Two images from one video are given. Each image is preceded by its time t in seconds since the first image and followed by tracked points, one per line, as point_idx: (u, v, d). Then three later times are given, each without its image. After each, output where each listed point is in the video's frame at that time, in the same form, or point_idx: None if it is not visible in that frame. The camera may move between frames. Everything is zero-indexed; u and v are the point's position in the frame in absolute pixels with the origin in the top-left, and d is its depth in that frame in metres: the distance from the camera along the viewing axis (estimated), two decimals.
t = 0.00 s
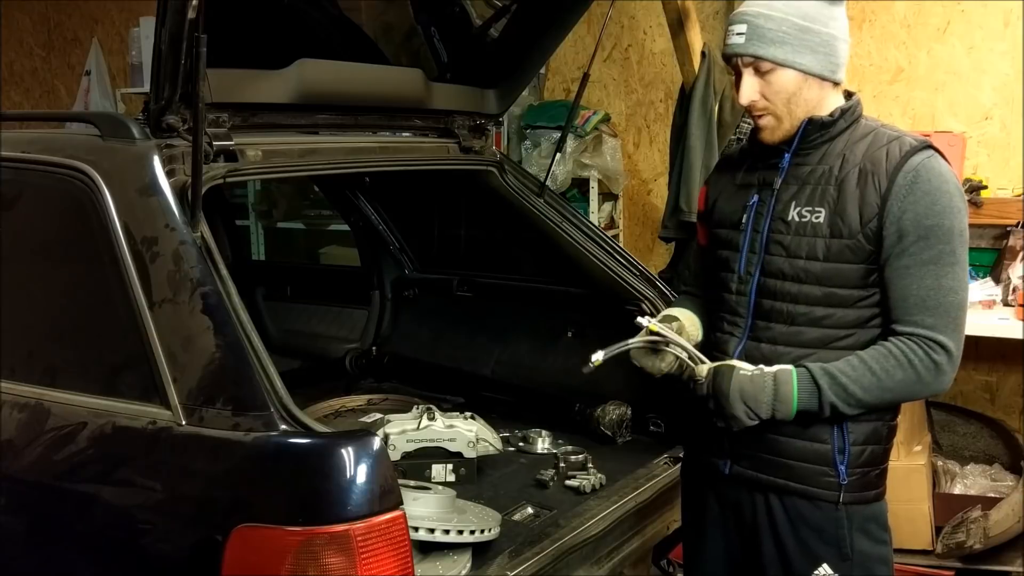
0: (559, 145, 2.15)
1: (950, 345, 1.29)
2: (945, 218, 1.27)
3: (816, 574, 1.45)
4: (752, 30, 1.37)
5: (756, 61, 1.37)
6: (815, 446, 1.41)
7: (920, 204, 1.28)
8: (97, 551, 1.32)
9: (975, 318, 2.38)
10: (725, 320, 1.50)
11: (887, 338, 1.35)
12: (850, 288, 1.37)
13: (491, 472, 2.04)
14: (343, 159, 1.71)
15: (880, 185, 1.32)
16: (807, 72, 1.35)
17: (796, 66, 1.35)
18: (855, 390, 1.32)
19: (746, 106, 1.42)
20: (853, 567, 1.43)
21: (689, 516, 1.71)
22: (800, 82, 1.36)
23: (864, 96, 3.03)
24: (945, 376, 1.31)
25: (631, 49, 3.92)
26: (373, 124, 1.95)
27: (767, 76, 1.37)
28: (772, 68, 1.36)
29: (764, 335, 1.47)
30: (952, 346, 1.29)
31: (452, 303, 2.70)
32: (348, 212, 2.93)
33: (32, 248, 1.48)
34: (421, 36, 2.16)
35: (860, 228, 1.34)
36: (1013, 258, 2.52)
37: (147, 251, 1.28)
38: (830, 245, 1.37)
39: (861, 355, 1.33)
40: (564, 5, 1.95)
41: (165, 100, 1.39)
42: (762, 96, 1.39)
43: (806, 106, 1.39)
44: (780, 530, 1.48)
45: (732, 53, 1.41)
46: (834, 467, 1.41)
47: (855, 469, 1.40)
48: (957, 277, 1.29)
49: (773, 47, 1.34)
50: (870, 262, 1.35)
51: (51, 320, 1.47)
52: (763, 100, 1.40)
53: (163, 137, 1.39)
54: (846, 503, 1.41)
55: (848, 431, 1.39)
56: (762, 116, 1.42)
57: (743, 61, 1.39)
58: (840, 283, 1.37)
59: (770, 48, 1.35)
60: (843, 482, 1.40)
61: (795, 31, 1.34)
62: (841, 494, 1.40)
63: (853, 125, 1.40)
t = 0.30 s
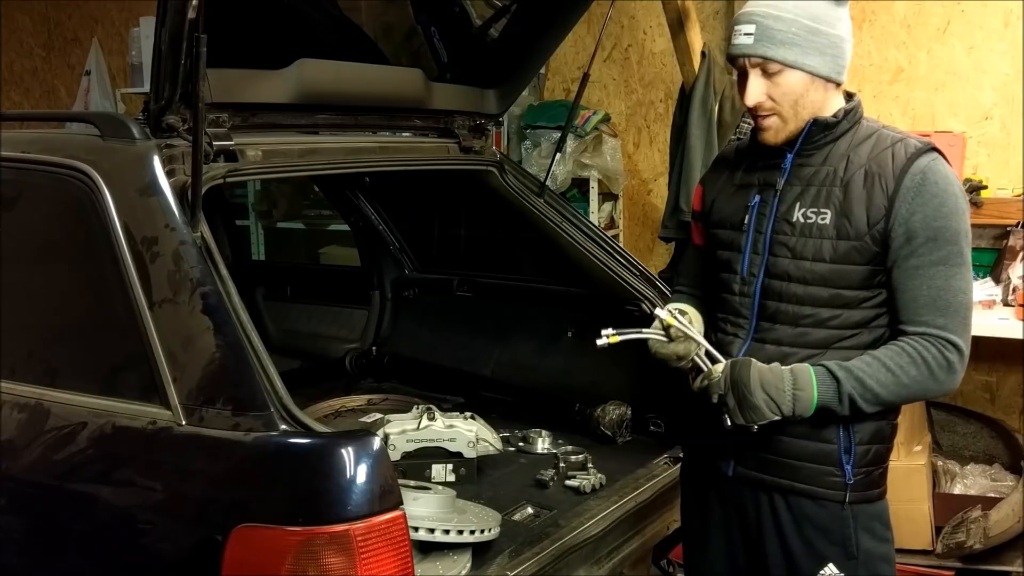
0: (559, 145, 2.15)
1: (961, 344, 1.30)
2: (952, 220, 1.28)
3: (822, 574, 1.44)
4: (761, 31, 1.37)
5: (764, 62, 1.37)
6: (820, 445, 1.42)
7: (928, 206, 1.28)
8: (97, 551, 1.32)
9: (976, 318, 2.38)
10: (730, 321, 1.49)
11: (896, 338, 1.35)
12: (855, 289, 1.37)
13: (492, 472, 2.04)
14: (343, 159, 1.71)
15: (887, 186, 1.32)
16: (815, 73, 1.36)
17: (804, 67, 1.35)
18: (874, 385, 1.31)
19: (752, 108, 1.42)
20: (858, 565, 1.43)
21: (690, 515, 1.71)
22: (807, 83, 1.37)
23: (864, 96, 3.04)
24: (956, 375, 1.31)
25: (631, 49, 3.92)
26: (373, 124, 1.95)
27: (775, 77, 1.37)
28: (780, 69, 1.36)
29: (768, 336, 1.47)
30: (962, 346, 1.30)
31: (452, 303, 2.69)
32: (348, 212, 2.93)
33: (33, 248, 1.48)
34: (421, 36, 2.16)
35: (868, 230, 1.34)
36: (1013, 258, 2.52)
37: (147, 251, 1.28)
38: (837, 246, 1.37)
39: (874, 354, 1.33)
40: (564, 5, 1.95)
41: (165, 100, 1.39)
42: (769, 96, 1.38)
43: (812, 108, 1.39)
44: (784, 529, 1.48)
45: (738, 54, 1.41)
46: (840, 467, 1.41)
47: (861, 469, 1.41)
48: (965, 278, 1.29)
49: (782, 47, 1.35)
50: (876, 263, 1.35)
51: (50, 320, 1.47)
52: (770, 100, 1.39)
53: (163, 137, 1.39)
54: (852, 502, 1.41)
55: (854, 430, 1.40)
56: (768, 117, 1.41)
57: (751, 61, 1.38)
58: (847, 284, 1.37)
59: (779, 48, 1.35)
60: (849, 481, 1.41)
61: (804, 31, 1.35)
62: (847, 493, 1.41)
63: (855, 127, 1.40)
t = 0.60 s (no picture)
0: (559, 145, 2.15)
1: (964, 347, 1.30)
2: (955, 223, 1.28)
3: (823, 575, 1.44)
4: (768, 29, 1.37)
5: (769, 61, 1.37)
6: (821, 447, 1.42)
7: (932, 208, 1.28)
8: (97, 551, 1.32)
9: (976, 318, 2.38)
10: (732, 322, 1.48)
11: (899, 341, 1.35)
12: (858, 291, 1.37)
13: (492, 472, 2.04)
14: (343, 159, 1.71)
15: (889, 188, 1.32)
16: (820, 73, 1.36)
17: (810, 67, 1.35)
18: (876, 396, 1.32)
19: (756, 107, 1.41)
20: (859, 566, 1.43)
21: (690, 515, 1.71)
22: (811, 83, 1.37)
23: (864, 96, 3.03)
24: (959, 378, 1.32)
25: (631, 49, 3.92)
26: (373, 124, 1.95)
27: (781, 77, 1.37)
28: (786, 68, 1.36)
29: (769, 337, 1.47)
30: (966, 349, 1.30)
31: (452, 303, 2.69)
32: (348, 211, 2.93)
33: (33, 248, 1.48)
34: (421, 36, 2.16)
35: (870, 232, 1.34)
36: (1013, 258, 2.52)
37: (147, 251, 1.28)
38: (839, 247, 1.36)
39: (879, 360, 1.33)
40: (564, 5, 1.95)
41: (165, 100, 1.39)
42: (774, 97, 1.38)
43: (816, 109, 1.39)
44: (785, 529, 1.48)
45: (744, 52, 1.41)
46: (841, 468, 1.41)
47: (861, 470, 1.41)
48: (968, 280, 1.29)
49: (789, 47, 1.35)
50: (878, 265, 1.35)
51: (50, 320, 1.47)
52: (774, 100, 1.39)
53: (163, 137, 1.39)
54: (853, 503, 1.41)
55: (855, 431, 1.40)
56: (771, 117, 1.41)
57: (756, 60, 1.38)
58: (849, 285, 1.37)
59: (786, 48, 1.35)
60: (850, 482, 1.40)
61: (810, 31, 1.35)
62: (848, 494, 1.41)
63: (857, 128, 1.40)
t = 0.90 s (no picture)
0: (559, 145, 2.15)
1: (958, 348, 1.30)
2: (952, 223, 1.28)
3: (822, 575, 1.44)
4: (783, 28, 1.35)
5: (783, 60, 1.36)
6: (820, 448, 1.42)
7: (929, 207, 1.28)
8: (96, 551, 1.32)
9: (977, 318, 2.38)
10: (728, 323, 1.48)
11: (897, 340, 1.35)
12: (856, 291, 1.37)
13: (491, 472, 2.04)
14: (343, 159, 1.71)
15: (887, 188, 1.32)
16: (832, 73, 1.36)
17: (823, 67, 1.35)
18: (862, 397, 1.31)
19: (765, 106, 1.39)
20: (859, 567, 1.43)
21: (691, 515, 1.71)
22: (823, 83, 1.36)
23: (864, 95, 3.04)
24: (954, 380, 1.32)
25: (631, 49, 3.92)
26: (372, 124, 1.95)
27: (793, 76, 1.36)
28: (799, 68, 1.35)
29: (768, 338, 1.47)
30: (960, 349, 1.30)
31: (452, 303, 2.70)
32: (348, 211, 2.93)
33: (33, 248, 1.48)
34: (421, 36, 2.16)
35: (867, 232, 1.34)
36: (1013, 258, 2.52)
37: (147, 251, 1.28)
38: (838, 248, 1.36)
39: (872, 360, 1.32)
40: (564, 6, 1.95)
41: (165, 100, 1.39)
42: (785, 96, 1.37)
43: (823, 109, 1.39)
44: (785, 530, 1.48)
45: (755, 50, 1.39)
46: (840, 469, 1.41)
47: (860, 471, 1.41)
48: (964, 282, 1.29)
49: (804, 45, 1.34)
50: (877, 266, 1.35)
51: (51, 320, 1.47)
52: (785, 100, 1.37)
53: (163, 137, 1.39)
54: (852, 504, 1.41)
55: (852, 432, 1.40)
56: (780, 116, 1.39)
57: (769, 58, 1.37)
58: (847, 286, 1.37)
59: (801, 46, 1.34)
60: (849, 483, 1.40)
61: (825, 31, 1.35)
62: (847, 495, 1.41)
63: (857, 128, 1.40)
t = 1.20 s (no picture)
0: (559, 145, 2.15)
1: (952, 350, 1.30)
2: (950, 224, 1.28)
3: None
4: (800, 27, 1.33)
5: (799, 60, 1.34)
6: (820, 448, 1.42)
7: (928, 208, 1.28)
8: (96, 551, 1.32)
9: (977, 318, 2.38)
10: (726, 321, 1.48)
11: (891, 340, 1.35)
12: (854, 292, 1.37)
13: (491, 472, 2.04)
14: (343, 159, 1.71)
15: (887, 188, 1.32)
16: (845, 73, 1.35)
17: (837, 67, 1.34)
18: (848, 390, 1.32)
19: (777, 107, 1.37)
20: (858, 567, 1.43)
21: (691, 515, 1.70)
22: (835, 84, 1.35)
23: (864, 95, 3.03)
24: (946, 383, 1.32)
25: (631, 49, 3.92)
26: (373, 124, 1.95)
27: (807, 76, 1.35)
28: (814, 67, 1.34)
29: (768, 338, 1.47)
30: (954, 351, 1.30)
31: (452, 303, 2.70)
32: (348, 211, 2.93)
33: (33, 248, 1.48)
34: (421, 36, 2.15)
35: (866, 232, 1.34)
36: (1013, 258, 2.52)
37: (147, 251, 1.28)
38: (837, 248, 1.36)
39: (864, 356, 1.32)
40: (564, 6, 1.95)
41: (165, 100, 1.38)
42: (799, 96, 1.35)
43: (833, 110, 1.39)
44: (785, 530, 1.48)
45: (766, 48, 1.37)
46: (839, 470, 1.41)
47: (859, 471, 1.41)
48: (960, 284, 1.29)
49: (821, 45, 1.32)
50: (875, 266, 1.35)
51: (51, 320, 1.47)
52: (797, 100, 1.36)
53: (163, 137, 1.39)
54: (852, 505, 1.41)
55: (851, 432, 1.40)
56: (791, 117, 1.37)
57: (785, 57, 1.35)
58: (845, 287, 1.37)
59: (818, 46, 1.33)
60: (848, 484, 1.40)
61: (840, 32, 1.34)
62: (846, 496, 1.41)
63: (858, 129, 1.40)
